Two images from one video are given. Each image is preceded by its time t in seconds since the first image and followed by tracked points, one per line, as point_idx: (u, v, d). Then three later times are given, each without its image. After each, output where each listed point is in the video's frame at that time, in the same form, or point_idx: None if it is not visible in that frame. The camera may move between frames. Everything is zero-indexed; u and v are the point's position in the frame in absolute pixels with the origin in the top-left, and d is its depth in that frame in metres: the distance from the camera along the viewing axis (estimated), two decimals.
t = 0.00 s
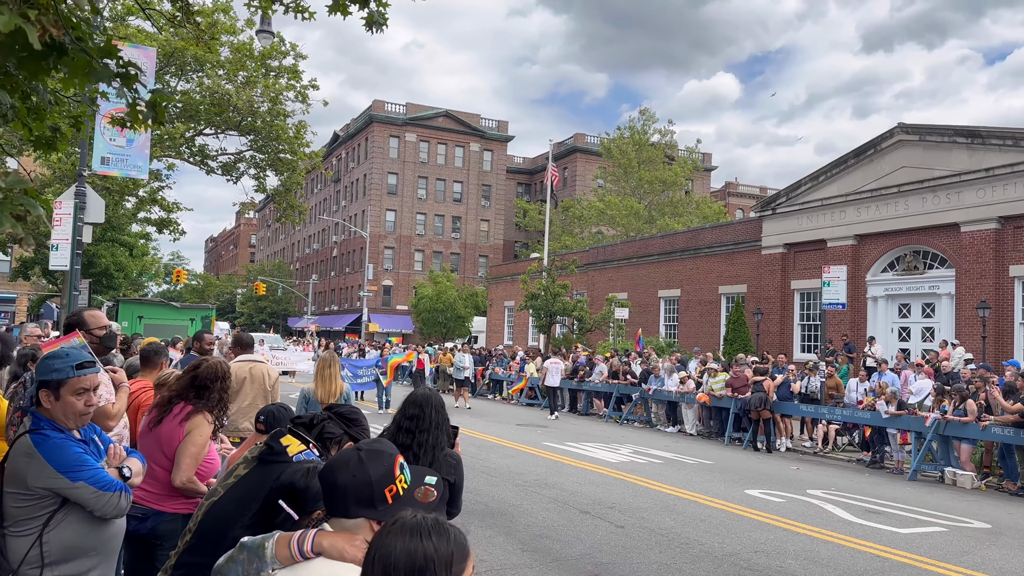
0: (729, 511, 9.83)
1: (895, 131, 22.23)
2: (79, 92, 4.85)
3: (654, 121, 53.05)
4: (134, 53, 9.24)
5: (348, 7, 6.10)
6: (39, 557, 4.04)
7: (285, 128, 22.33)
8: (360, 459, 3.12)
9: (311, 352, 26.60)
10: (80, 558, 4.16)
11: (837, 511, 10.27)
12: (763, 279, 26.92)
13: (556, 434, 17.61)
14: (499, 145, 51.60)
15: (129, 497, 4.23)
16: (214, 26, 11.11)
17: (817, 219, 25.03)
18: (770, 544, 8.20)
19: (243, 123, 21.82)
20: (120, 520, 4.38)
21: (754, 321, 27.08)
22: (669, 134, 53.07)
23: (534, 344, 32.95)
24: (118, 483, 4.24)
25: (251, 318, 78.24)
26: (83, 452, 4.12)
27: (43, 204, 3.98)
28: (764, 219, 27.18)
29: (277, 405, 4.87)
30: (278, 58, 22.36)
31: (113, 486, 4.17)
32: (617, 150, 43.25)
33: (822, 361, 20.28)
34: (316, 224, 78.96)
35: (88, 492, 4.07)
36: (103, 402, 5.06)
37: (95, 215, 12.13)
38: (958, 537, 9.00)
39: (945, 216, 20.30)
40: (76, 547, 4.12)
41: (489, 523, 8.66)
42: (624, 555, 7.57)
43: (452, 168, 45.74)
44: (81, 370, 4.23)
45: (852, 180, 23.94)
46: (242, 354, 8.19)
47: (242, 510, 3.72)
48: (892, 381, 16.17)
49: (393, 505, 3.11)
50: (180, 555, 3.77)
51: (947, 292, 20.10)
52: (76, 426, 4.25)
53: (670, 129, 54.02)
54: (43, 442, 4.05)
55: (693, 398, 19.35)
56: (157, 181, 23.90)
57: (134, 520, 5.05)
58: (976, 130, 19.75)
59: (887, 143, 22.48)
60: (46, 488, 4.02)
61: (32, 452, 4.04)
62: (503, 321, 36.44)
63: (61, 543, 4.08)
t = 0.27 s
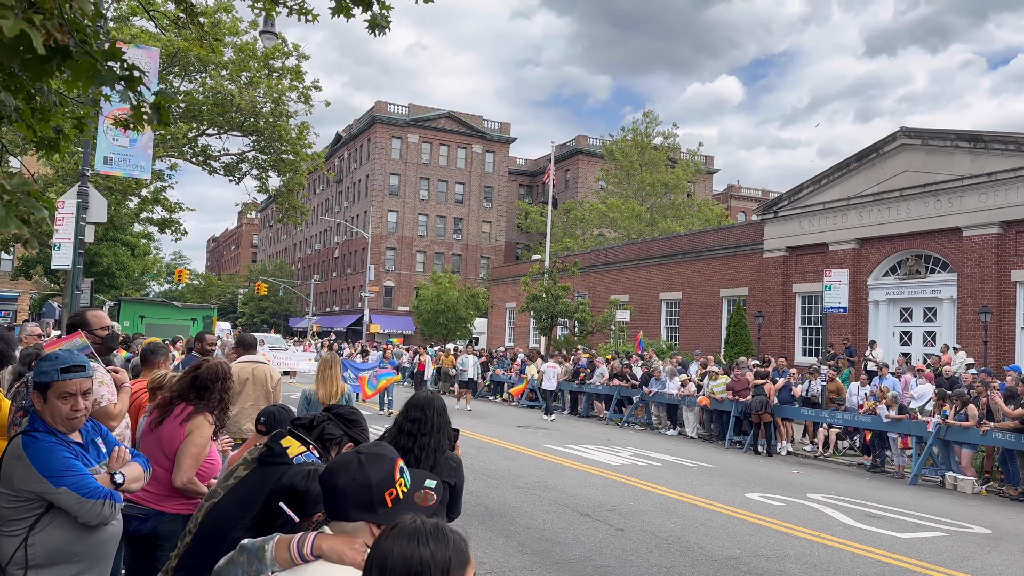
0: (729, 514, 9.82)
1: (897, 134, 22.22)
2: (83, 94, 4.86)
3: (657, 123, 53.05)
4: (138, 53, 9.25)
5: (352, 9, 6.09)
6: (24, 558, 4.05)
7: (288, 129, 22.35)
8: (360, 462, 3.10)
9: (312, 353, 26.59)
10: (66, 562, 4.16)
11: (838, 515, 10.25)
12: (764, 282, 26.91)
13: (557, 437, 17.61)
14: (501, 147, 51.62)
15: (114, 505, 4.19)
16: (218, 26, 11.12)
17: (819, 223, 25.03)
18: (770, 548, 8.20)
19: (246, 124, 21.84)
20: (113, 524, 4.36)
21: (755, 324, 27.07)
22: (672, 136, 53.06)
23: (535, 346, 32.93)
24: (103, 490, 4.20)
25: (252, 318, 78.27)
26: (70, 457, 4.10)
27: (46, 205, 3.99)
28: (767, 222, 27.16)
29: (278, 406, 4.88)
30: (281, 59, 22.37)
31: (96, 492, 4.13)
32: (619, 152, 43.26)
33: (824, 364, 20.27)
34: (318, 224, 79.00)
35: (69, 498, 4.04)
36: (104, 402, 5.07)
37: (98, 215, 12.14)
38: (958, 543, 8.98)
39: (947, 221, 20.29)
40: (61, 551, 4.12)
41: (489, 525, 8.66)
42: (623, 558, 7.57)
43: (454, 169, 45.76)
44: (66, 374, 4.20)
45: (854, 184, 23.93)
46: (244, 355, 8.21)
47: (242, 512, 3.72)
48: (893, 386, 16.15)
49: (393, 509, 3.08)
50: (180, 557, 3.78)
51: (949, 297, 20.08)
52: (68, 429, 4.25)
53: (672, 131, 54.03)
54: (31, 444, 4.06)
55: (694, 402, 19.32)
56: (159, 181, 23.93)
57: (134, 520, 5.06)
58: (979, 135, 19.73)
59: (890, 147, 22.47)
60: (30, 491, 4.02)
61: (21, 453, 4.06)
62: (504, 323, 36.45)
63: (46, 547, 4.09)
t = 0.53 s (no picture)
0: (730, 517, 9.83)
1: (899, 138, 22.24)
2: (89, 93, 4.87)
3: (659, 125, 53.08)
4: (142, 53, 9.28)
5: (357, 10, 6.11)
6: (10, 552, 4.04)
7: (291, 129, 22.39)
8: (364, 462, 3.10)
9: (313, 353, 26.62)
10: (51, 560, 4.12)
11: (838, 518, 10.26)
12: (766, 284, 26.91)
13: (557, 438, 17.62)
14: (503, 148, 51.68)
15: (97, 506, 4.15)
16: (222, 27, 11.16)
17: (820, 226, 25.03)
18: (770, 551, 8.20)
19: (248, 123, 21.89)
20: (102, 525, 4.31)
21: (756, 327, 27.06)
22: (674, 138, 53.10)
23: (535, 347, 32.95)
24: (87, 489, 4.17)
25: (253, 318, 78.32)
26: (58, 455, 4.12)
27: (52, 203, 3.99)
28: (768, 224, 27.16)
29: (281, 406, 4.90)
30: (284, 59, 22.42)
31: (78, 491, 4.10)
32: (621, 154, 43.31)
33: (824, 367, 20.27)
34: (319, 224, 79.08)
35: (51, 495, 4.03)
36: (107, 401, 5.08)
37: (100, 213, 12.17)
38: (958, 546, 8.99)
39: (948, 224, 20.30)
40: (43, 548, 4.09)
41: (490, 526, 8.66)
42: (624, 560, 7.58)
43: (456, 170, 45.80)
44: (59, 373, 4.23)
45: (856, 187, 23.94)
46: (248, 354, 8.23)
47: (245, 511, 3.73)
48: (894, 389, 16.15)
49: (396, 509, 3.10)
50: (184, 557, 3.78)
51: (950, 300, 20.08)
52: (64, 428, 4.27)
53: (675, 133, 54.08)
54: (23, 438, 4.11)
55: (695, 404, 19.32)
56: (162, 180, 23.98)
57: (137, 518, 5.06)
58: (981, 139, 19.73)
59: (892, 151, 22.49)
60: (17, 485, 4.04)
61: (13, 448, 4.11)
62: (505, 324, 36.48)
63: (28, 542, 4.07)
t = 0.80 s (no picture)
0: (730, 518, 9.82)
1: (901, 140, 22.24)
2: (93, 90, 4.87)
3: (661, 126, 53.10)
4: (146, 51, 9.29)
5: (360, 9, 6.10)
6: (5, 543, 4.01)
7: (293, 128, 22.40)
8: (368, 460, 3.15)
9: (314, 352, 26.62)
10: (46, 551, 4.08)
11: (838, 520, 10.25)
12: (767, 286, 26.91)
13: (557, 438, 17.62)
14: (505, 148, 51.73)
15: (88, 498, 4.13)
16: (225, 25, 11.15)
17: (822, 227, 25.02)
18: (770, 552, 8.21)
19: (251, 122, 21.91)
20: (98, 517, 4.28)
21: (757, 328, 27.06)
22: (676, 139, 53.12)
23: (536, 347, 32.95)
24: (80, 480, 4.16)
25: (254, 316, 78.35)
26: (54, 445, 4.13)
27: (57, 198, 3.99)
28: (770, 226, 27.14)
29: (284, 403, 4.90)
30: (287, 58, 22.44)
31: (71, 482, 4.10)
32: (622, 155, 43.34)
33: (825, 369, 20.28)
34: (321, 223, 79.11)
35: (44, 484, 4.02)
36: (110, 397, 5.09)
37: (102, 211, 12.17)
38: (959, 548, 8.98)
39: (950, 227, 20.30)
40: (36, 539, 4.05)
41: (490, 526, 8.66)
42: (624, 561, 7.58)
43: (457, 170, 45.82)
44: (59, 364, 4.29)
45: (858, 189, 23.93)
46: (251, 352, 8.23)
47: (248, 507, 3.73)
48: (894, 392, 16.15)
49: (400, 507, 3.13)
50: (187, 554, 3.77)
51: (952, 303, 20.07)
52: (63, 420, 4.31)
53: (677, 134, 54.09)
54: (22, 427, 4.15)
55: (695, 405, 19.32)
56: (163, 178, 24.01)
57: (139, 515, 5.05)
58: (983, 142, 19.72)
59: (893, 153, 22.48)
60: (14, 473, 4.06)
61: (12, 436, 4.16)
62: (506, 324, 36.48)
63: (22, 533, 4.03)
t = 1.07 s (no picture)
0: (729, 518, 9.82)
1: (903, 142, 22.23)
2: (97, 86, 4.88)
3: (663, 125, 53.05)
4: (149, 47, 9.28)
5: (364, 6, 6.10)
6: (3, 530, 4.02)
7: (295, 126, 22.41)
8: (371, 457, 3.18)
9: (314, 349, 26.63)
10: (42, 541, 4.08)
11: (838, 520, 10.26)
12: (768, 286, 26.90)
13: (557, 437, 17.63)
14: (507, 146, 51.72)
15: (86, 488, 4.13)
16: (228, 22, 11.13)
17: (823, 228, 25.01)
18: (769, 552, 8.21)
19: (253, 119, 21.91)
20: (96, 509, 4.26)
21: (757, 329, 27.06)
22: (678, 139, 53.08)
23: (536, 346, 32.95)
24: (78, 469, 4.16)
25: (254, 313, 78.38)
26: (54, 434, 4.16)
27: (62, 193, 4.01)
28: (771, 226, 27.12)
29: (286, 400, 4.92)
30: (290, 55, 22.44)
31: (68, 470, 4.09)
32: (624, 154, 43.33)
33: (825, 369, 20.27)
34: (322, 221, 79.08)
35: (43, 472, 4.04)
36: (112, 392, 5.10)
37: (103, 207, 12.16)
38: (958, 550, 8.99)
39: (951, 229, 20.29)
40: (34, 527, 4.08)
41: (490, 524, 8.67)
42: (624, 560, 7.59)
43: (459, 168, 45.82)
44: (63, 354, 4.34)
45: (859, 190, 23.90)
46: (252, 349, 8.24)
47: (249, 503, 3.73)
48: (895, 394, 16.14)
49: (402, 504, 3.16)
50: (187, 550, 3.76)
51: (952, 305, 20.06)
52: (66, 411, 4.35)
53: (678, 134, 54.05)
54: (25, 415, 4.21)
55: (695, 405, 19.33)
56: (165, 174, 24.02)
57: (139, 511, 5.06)
58: (985, 144, 19.69)
59: (896, 154, 22.46)
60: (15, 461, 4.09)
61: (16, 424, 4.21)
62: (506, 323, 36.48)
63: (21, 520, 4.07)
